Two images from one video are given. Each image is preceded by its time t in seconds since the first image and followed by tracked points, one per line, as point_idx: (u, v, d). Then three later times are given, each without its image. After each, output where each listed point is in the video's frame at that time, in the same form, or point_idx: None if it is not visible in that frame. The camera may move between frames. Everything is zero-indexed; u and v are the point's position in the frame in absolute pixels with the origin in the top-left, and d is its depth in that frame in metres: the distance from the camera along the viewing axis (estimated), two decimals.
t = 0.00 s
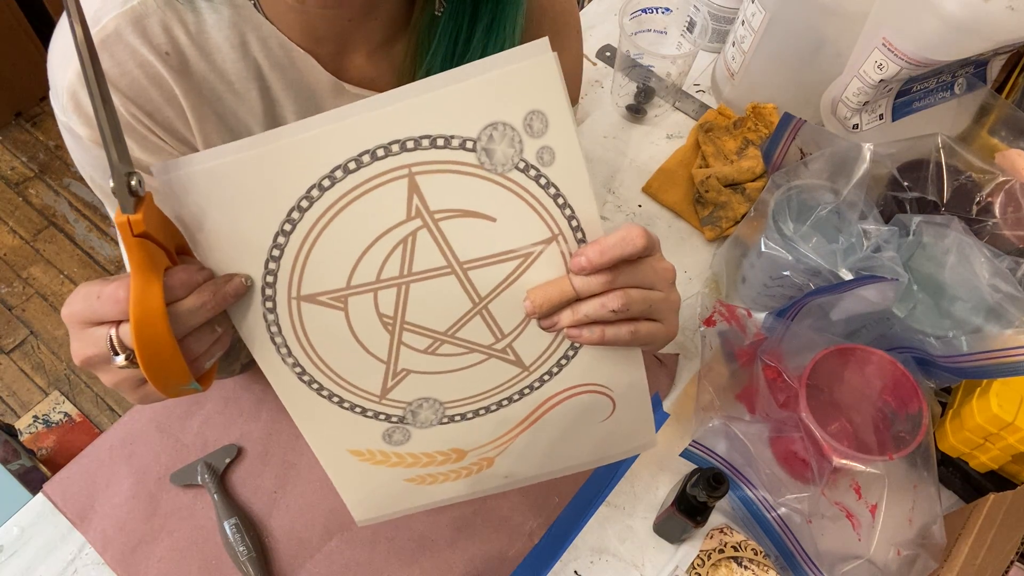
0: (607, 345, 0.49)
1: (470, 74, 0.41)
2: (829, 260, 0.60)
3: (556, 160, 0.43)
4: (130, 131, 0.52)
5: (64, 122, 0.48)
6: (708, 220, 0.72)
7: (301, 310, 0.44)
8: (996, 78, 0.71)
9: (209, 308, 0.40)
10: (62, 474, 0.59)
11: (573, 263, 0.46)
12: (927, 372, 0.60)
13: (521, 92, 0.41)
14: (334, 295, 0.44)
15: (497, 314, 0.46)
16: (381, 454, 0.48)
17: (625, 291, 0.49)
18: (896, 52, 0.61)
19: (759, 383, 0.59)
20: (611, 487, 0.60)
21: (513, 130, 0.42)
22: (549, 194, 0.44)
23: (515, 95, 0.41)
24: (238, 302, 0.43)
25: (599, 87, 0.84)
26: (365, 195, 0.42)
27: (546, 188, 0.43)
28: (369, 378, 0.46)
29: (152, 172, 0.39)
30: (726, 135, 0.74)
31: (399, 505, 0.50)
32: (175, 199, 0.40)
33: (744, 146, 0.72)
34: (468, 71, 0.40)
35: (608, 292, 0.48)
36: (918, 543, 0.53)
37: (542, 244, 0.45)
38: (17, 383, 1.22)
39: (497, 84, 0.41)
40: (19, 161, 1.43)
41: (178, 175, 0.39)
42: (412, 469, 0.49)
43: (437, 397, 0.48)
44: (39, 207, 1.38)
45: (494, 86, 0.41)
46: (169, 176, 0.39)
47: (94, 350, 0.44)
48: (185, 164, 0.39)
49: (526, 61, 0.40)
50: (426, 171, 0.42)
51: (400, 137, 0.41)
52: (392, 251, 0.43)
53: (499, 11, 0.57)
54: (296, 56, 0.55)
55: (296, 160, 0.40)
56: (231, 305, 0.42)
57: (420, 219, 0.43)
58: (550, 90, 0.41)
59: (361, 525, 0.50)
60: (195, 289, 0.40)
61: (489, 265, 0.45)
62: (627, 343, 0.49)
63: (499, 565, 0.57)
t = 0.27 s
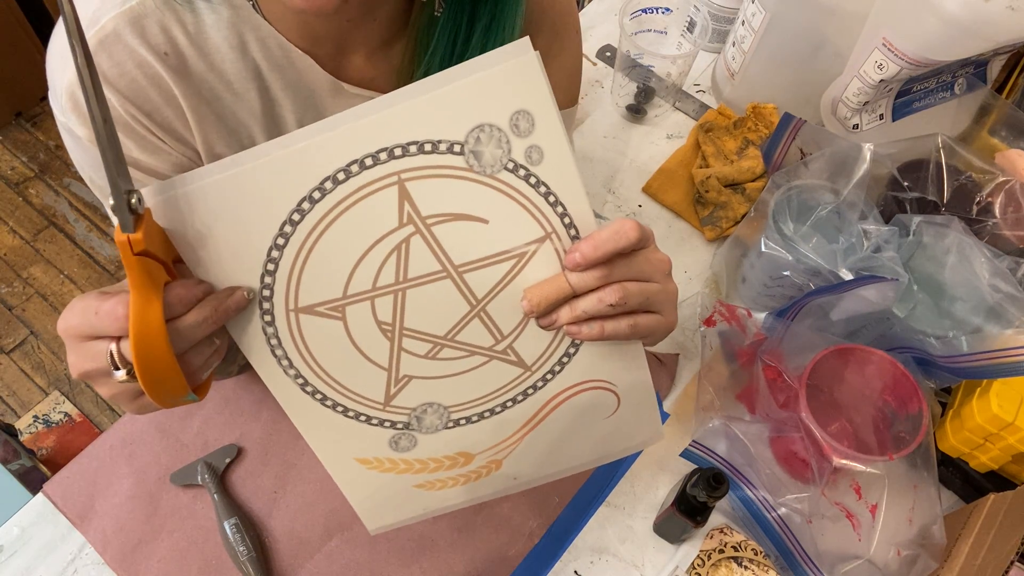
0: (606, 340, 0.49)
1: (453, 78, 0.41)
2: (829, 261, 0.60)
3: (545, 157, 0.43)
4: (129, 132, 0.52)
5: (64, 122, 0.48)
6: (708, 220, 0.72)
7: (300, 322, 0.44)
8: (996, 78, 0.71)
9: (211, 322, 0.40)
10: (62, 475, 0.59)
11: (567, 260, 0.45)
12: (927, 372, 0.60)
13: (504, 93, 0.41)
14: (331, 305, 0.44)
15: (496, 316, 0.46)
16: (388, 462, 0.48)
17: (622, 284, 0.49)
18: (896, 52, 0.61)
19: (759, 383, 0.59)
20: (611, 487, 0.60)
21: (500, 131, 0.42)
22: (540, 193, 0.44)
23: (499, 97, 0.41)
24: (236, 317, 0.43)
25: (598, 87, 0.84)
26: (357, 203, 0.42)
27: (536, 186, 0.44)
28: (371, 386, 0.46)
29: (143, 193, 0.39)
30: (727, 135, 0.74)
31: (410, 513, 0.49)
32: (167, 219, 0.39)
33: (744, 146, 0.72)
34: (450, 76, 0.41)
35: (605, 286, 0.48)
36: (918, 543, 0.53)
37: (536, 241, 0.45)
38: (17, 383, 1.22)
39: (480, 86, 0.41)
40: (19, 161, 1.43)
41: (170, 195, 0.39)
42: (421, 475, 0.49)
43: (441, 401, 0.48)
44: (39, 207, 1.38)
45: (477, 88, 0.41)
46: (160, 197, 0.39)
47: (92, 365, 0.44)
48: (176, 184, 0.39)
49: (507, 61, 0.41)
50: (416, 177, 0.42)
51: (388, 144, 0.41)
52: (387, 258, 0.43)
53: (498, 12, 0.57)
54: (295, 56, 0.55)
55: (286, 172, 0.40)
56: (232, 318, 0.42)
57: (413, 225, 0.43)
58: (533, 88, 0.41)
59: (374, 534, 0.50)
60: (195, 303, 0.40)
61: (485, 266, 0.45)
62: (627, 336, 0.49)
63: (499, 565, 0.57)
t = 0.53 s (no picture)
0: (604, 341, 0.49)
1: (447, 80, 0.41)
2: (829, 261, 0.60)
3: (540, 158, 0.43)
4: (128, 132, 0.52)
5: (64, 123, 0.48)
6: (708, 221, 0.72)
7: (297, 325, 0.44)
8: (996, 78, 0.71)
9: (207, 323, 0.40)
10: (62, 475, 0.59)
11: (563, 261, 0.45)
12: (928, 373, 0.60)
13: (499, 94, 0.42)
14: (328, 308, 0.44)
15: (494, 318, 0.46)
16: (387, 466, 0.48)
17: (619, 285, 0.49)
18: (896, 52, 0.61)
19: (759, 383, 0.59)
20: (611, 487, 0.60)
21: (496, 132, 0.42)
22: (536, 193, 0.44)
23: (494, 98, 0.42)
24: (233, 321, 0.43)
25: (599, 87, 0.84)
26: (353, 205, 0.42)
27: (532, 187, 0.44)
28: (368, 389, 0.46)
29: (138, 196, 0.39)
30: (726, 135, 0.74)
31: (408, 517, 0.49)
32: (163, 221, 0.39)
33: (744, 146, 0.72)
34: (445, 77, 0.41)
35: (602, 287, 0.48)
36: (919, 543, 0.53)
37: (533, 242, 0.45)
38: (17, 383, 1.22)
39: (475, 87, 0.41)
40: (19, 161, 1.43)
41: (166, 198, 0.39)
42: (419, 479, 0.49)
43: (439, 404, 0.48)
44: (39, 207, 1.38)
45: (472, 90, 0.41)
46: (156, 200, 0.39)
47: (91, 369, 0.44)
48: (172, 187, 0.39)
49: (502, 62, 0.41)
50: (411, 178, 0.42)
51: (383, 146, 0.41)
52: (383, 260, 0.43)
53: (497, 11, 0.57)
54: (295, 56, 0.55)
55: (281, 174, 0.40)
56: (228, 321, 0.42)
57: (408, 226, 0.43)
58: (528, 89, 0.42)
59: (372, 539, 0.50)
60: (190, 305, 0.40)
61: (482, 267, 0.45)
62: (625, 336, 0.49)
63: (499, 565, 0.57)
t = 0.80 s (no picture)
0: (604, 341, 0.49)
1: (446, 81, 0.41)
2: (829, 261, 0.60)
3: (540, 158, 0.43)
4: (129, 132, 0.52)
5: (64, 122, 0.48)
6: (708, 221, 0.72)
7: (297, 325, 0.44)
8: (996, 78, 0.71)
9: (208, 325, 0.40)
10: (63, 475, 0.59)
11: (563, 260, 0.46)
12: (928, 373, 0.60)
13: (499, 94, 0.41)
14: (328, 309, 0.44)
15: (494, 318, 0.46)
16: (387, 465, 0.48)
17: (620, 285, 0.49)
18: (896, 52, 0.61)
19: (759, 383, 0.60)
20: (611, 487, 0.60)
21: (496, 132, 0.42)
22: (536, 194, 0.44)
23: (493, 98, 0.41)
24: (233, 322, 0.42)
25: (599, 87, 0.84)
26: (353, 206, 0.42)
27: (533, 187, 0.44)
28: (368, 390, 0.46)
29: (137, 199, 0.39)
30: (726, 136, 0.74)
31: (409, 517, 0.49)
32: (163, 222, 0.39)
33: (744, 146, 0.72)
34: (444, 78, 0.41)
35: (603, 287, 0.48)
36: (919, 543, 0.53)
37: (533, 243, 0.45)
38: (17, 382, 1.22)
39: (474, 88, 0.41)
40: (19, 161, 1.43)
41: (165, 200, 0.39)
42: (420, 478, 0.49)
43: (438, 404, 0.48)
44: (39, 207, 1.38)
45: (472, 90, 0.41)
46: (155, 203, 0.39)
47: (91, 375, 0.44)
48: (172, 189, 0.39)
49: (502, 63, 0.41)
50: (411, 179, 0.42)
51: (383, 147, 0.41)
52: (384, 261, 0.43)
53: (497, 10, 0.57)
54: (295, 55, 0.55)
55: (281, 176, 0.40)
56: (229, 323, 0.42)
57: (409, 227, 0.43)
58: (528, 89, 0.41)
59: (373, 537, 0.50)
60: (191, 308, 0.40)
61: (482, 268, 0.45)
62: (625, 337, 0.49)
63: (500, 565, 0.57)
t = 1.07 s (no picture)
0: (602, 342, 0.49)
1: (445, 81, 0.41)
2: (829, 261, 0.60)
3: (539, 159, 0.43)
4: (128, 132, 0.52)
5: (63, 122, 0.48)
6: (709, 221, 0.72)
7: (295, 325, 0.44)
8: (996, 78, 0.71)
9: (199, 322, 0.40)
10: (63, 475, 0.59)
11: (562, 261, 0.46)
12: (928, 373, 0.60)
13: (498, 95, 0.41)
14: (326, 308, 0.44)
15: (492, 318, 0.46)
16: (385, 465, 0.48)
17: (618, 287, 0.49)
18: (897, 53, 0.61)
19: (759, 383, 0.60)
20: (611, 486, 0.60)
21: (495, 133, 0.42)
22: (535, 194, 0.44)
23: (493, 98, 0.41)
24: (230, 321, 0.42)
25: (599, 87, 0.84)
26: (351, 206, 0.42)
27: (531, 188, 0.44)
28: (365, 390, 0.46)
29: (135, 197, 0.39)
30: (726, 135, 0.74)
31: (406, 517, 0.49)
32: (161, 222, 0.39)
33: (744, 146, 0.72)
34: (443, 78, 0.41)
35: (602, 289, 0.48)
36: (919, 543, 0.53)
37: (531, 243, 0.45)
38: (17, 382, 1.22)
39: (474, 88, 0.41)
40: (19, 161, 1.43)
41: (163, 198, 0.39)
42: (418, 478, 0.49)
43: (436, 405, 0.48)
44: (39, 207, 1.38)
45: (471, 91, 0.41)
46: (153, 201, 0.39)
47: (83, 372, 0.44)
48: (169, 188, 0.39)
49: (501, 63, 0.41)
50: (410, 179, 0.42)
51: (382, 146, 0.41)
52: (382, 260, 0.43)
53: (497, 10, 0.57)
54: (294, 55, 0.55)
55: (280, 175, 0.40)
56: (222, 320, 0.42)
57: (407, 227, 0.43)
58: (527, 90, 0.41)
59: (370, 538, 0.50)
60: (181, 305, 0.40)
61: (481, 267, 0.45)
62: (625, 336, 0.49)
63: (500, 565, 0.57)
